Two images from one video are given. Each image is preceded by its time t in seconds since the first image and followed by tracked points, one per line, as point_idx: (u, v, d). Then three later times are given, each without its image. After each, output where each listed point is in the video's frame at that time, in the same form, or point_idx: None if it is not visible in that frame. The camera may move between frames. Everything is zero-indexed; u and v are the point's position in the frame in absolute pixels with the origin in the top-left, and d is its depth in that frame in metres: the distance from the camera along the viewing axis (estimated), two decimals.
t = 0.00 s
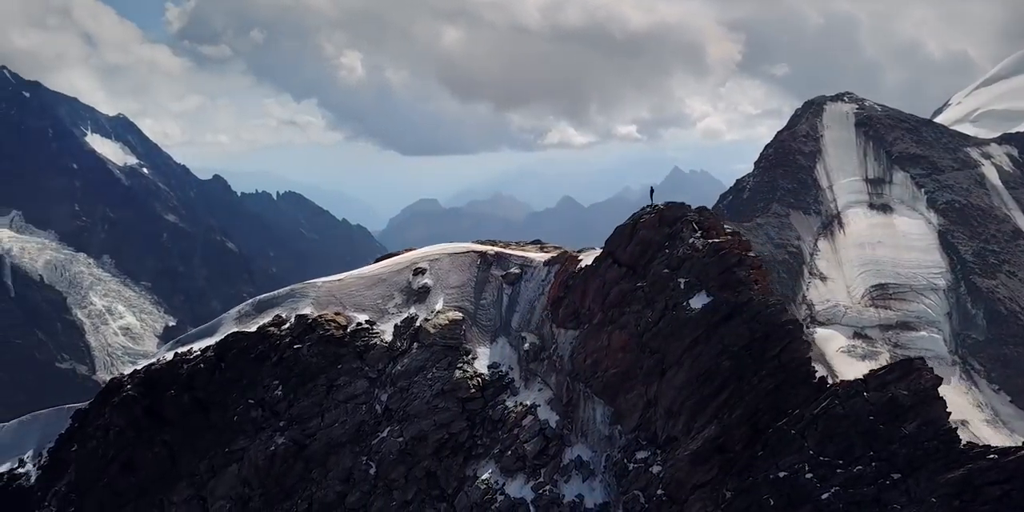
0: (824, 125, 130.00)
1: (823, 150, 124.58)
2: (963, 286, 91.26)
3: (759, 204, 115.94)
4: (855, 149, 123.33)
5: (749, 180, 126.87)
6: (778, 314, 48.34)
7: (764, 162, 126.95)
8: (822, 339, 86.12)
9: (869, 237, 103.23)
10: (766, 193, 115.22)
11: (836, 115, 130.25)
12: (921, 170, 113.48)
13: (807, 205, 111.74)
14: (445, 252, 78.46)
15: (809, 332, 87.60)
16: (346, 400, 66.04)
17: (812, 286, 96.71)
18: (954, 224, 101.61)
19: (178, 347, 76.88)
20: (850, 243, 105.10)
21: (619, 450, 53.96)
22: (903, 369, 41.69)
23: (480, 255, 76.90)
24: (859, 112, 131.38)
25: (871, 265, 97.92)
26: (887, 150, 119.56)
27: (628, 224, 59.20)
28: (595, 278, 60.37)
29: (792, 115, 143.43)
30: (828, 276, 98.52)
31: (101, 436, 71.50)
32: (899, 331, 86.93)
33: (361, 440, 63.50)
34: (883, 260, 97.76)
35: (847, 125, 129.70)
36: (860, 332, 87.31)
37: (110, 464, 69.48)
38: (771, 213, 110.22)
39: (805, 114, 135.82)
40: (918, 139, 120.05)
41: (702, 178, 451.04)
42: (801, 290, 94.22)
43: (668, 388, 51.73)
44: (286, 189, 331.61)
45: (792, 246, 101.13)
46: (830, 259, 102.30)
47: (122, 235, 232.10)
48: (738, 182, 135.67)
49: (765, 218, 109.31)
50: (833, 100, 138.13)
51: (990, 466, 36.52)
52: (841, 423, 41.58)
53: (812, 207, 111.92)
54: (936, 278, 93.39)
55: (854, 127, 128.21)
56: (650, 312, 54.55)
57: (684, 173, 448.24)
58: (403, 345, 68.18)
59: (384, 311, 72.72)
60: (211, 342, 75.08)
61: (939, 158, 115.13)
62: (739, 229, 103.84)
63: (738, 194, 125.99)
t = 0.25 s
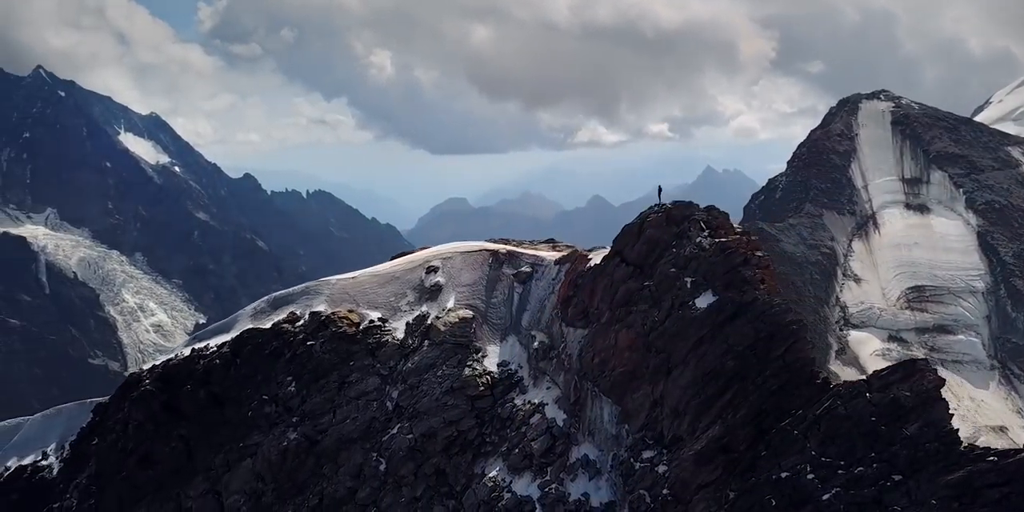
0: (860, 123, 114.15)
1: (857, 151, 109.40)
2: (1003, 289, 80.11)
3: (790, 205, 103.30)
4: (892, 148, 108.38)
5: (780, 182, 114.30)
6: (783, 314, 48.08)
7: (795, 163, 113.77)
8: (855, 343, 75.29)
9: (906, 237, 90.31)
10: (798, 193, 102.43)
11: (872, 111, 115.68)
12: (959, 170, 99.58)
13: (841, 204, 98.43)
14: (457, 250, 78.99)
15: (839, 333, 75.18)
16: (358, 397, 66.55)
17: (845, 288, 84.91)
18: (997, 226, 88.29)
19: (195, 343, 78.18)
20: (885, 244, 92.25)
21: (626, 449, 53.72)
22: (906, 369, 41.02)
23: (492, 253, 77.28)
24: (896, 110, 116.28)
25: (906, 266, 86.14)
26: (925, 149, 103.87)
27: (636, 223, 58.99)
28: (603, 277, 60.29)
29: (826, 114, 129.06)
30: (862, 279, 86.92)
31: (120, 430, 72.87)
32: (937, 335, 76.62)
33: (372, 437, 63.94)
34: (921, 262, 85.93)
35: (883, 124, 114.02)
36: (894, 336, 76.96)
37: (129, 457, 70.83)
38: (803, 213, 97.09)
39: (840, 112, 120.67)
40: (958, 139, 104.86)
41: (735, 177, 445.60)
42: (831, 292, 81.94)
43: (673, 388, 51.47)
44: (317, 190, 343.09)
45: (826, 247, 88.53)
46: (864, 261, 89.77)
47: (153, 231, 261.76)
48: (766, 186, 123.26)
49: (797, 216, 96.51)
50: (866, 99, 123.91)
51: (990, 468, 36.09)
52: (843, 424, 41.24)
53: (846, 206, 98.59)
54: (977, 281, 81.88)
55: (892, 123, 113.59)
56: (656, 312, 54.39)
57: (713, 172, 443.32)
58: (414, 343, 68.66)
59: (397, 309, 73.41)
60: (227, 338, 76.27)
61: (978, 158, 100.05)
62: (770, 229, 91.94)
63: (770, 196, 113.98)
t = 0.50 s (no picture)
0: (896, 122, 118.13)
1: (893, 148, 113.96)
2: None
3: (823, 204, 111.37)
4: (927, 147, 112.20)
5: (814, 178, 119.92)
6: (785, 314, 48.52)
7: (831, 159, 119.11)
8: (893, 346, 86.74)
9: (944, 239, 97.13)
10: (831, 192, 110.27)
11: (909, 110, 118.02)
12: (999, 169, 103.97)
13: (875, 205, 105.04)
14: (468, 249, 79.77)
15: (874, 336, 87.43)
16: (368, 394, 66.97)
17: (879, 290, 95.12)
18: None
19: (210, 339, 79.43)
20: (922, 245, 99.40)
21: (632, 449, 53.50)
22: (907, 369, 41.28)
23: (503, 251, 77.93)
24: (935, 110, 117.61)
25: (942, 268, 94.05)
26: (962, 149, 107.89)
27: (642, 221, 58.96)
28: (610, 275, 60.25)
29: (865, 108, 131.25)
30: (897, 280, 95.87)
31: (137, 424, 74.23)
32: (974, 338, 85.40)
33: (381, 433, 64.26)
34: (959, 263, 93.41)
35: (920, 123, 117.28)
36: (931, 338, 86.78)
37: (145, 451, 71.97)
38: (837, 213, 105.91)
39: (874, 110, 124.13)
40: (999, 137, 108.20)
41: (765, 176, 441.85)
42: (864, 296, 92.55)
43: (678, 387, 50.94)
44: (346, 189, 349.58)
45: (859, 248, 98.13)
46: (900, 261, 98.46)
47: (184, 227, 271.18)
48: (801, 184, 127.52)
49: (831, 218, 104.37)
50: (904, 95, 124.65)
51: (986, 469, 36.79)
52: (843, 424, 41.15)
53: (880, 206, 105.09)
54: (1016, 284, 88.83)
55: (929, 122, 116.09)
56: (662, 310, 54.41)
57: (745, 170, 439.93)
58: (424, 340, 69.20)
59: (409, 306, 74.28)
60: (242, 335, 77.47)
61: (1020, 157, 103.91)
62: (805, 230, 102.54)
63: (801, 195, 119.35)
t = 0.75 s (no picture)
0: (932, 120, 123.32)
1: (929, 148, 119.55)
2: None
3: (857, 205, 116.84)
4: (963, 146, 117.78)
5: (846, 177, 125.95)
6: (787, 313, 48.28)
7: (865, 158, 124.96)
8: (927, 349, 90.68)
9: (980, 238, 101.55)
10: (865, 192, 116.07)
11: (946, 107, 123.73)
12: None
13: (909, 206, 110.60)
14: (478, 247, 80.32)
15: (908, 341, 92.73)
16: (378, 390, 67.52)
17: (913, 291, 100.27)
18: None
19: (224, 336, 80.54)
20: (957, 244, 104.04)
21: (636, 447, 53.41)
22: (905, 369, 41.38)
23: (513, 250, 78.33)
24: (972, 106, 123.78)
25: (979, 269, 97.54)
26: (999, 147, 112.92)
27: (648, 220, 59.17)
28: (616, 274, 60.40)
29: (901, 107, 136.81)
30: (931, 281, 100.64)
31: (153, 419, 75.48)
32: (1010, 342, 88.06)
33: (390, 430, 64.78)
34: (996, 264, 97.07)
35: (957, 121, 122.63)
36: (966, 341, 89.55)
37: (160, 445, 73.18)
38: (871, 213, 112.21)
39: (911, 109, 129.51)
40: None
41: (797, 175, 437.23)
42: (897, 296, 98.72)
43: (681, 386, 50.85)
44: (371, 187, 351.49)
45: (893, 251, 104.73)
46: (933, 262, 103.61)
47: (209, 225, 284.69)
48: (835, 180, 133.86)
49: (865, 221, 110.87)
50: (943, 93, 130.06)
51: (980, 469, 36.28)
52: (842, 423, 41.09)
53: (915, 207, 110.66)
54: None
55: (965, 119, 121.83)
56: (666, 309, 54.48)
57: (776, 169, 435.69)
58: (433, 338, 69.63)
59: (418, 304, 74.75)
60: (256, 331, 78.50)
61: None
62: (837, 231, 110.30)
63: (835, 192, 125.51)
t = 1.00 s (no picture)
0: (966, 117, 123.51)
1: (963, 146, 120.36)
2: None
3: (889, 204, 119.27)
4: (999, 146, 118.75)
5: (878, 176, 128.30)
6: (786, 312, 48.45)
7: (896, 157, 126.58)
8: (960, 352, 94.65)
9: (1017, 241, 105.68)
10: (897, 192, 118.25)
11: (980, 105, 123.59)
12: None
13: (943, 206, 112.56)
14: (486, 245, 80.95)
15: (942, 343, 96.28)
16: (385, 387, 68.06)
17: (947, 293, 103.73)
18: None
19: (236, 332, 81.57)
20: (994, 246, 107.68)
21: (638, 445, 53.38)
22: (902, 368, 41.91)
23: (521, 248, 78.80)
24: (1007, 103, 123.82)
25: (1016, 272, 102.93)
26: None
27: (652, 219, 59.43)
28: (621, 272, 60.62)
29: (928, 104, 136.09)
30: (966, 283, 104.37)
31: (167, 414, 76.64)
32: None
33: (397, 426, 65.26)
34: None
35: (991, 118, 122.93)
36: (1001, 346, 94.92)
37: (174, 440, 74.29)
38: (903, 213, 113.82)
39: (943, 104, 128.88)
40: None
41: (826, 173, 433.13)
42: (930, 297, 101.81)
43: (683, 384, 50.95)
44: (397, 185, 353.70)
45: (925, 252, 106.89)
46: (969, 264, 106.93)
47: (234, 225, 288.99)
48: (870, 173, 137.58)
49: (897, 219, 112.91)
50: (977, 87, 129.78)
51: (972, 468, 36.40)
52: (839, 422, 41.41)
53: (948, 207, 112.68)
54: None
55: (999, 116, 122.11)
56: (669, 307, 54.66)
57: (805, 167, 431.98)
58: (441, 335, 70.12)
59: (426, 302, 75.41)
60: (267, 328, 79.51)
61: None
62: (867, 231, 110.80)
63: (866, 191, 128.08)
